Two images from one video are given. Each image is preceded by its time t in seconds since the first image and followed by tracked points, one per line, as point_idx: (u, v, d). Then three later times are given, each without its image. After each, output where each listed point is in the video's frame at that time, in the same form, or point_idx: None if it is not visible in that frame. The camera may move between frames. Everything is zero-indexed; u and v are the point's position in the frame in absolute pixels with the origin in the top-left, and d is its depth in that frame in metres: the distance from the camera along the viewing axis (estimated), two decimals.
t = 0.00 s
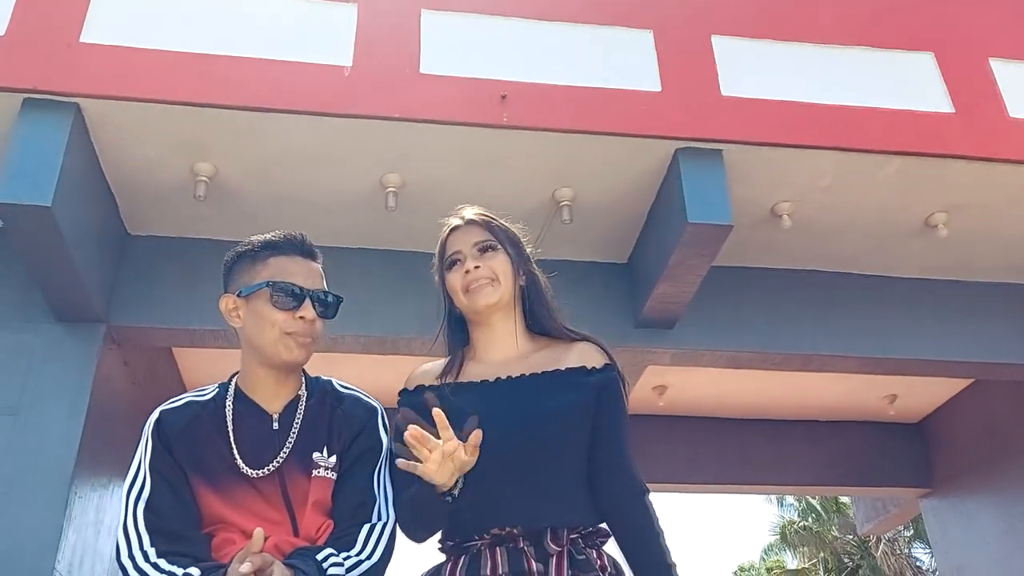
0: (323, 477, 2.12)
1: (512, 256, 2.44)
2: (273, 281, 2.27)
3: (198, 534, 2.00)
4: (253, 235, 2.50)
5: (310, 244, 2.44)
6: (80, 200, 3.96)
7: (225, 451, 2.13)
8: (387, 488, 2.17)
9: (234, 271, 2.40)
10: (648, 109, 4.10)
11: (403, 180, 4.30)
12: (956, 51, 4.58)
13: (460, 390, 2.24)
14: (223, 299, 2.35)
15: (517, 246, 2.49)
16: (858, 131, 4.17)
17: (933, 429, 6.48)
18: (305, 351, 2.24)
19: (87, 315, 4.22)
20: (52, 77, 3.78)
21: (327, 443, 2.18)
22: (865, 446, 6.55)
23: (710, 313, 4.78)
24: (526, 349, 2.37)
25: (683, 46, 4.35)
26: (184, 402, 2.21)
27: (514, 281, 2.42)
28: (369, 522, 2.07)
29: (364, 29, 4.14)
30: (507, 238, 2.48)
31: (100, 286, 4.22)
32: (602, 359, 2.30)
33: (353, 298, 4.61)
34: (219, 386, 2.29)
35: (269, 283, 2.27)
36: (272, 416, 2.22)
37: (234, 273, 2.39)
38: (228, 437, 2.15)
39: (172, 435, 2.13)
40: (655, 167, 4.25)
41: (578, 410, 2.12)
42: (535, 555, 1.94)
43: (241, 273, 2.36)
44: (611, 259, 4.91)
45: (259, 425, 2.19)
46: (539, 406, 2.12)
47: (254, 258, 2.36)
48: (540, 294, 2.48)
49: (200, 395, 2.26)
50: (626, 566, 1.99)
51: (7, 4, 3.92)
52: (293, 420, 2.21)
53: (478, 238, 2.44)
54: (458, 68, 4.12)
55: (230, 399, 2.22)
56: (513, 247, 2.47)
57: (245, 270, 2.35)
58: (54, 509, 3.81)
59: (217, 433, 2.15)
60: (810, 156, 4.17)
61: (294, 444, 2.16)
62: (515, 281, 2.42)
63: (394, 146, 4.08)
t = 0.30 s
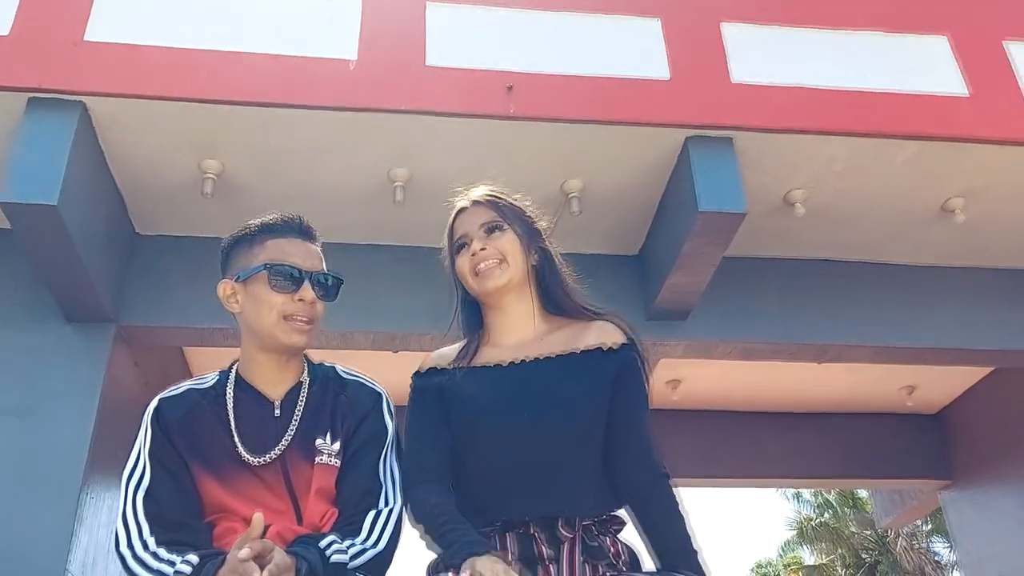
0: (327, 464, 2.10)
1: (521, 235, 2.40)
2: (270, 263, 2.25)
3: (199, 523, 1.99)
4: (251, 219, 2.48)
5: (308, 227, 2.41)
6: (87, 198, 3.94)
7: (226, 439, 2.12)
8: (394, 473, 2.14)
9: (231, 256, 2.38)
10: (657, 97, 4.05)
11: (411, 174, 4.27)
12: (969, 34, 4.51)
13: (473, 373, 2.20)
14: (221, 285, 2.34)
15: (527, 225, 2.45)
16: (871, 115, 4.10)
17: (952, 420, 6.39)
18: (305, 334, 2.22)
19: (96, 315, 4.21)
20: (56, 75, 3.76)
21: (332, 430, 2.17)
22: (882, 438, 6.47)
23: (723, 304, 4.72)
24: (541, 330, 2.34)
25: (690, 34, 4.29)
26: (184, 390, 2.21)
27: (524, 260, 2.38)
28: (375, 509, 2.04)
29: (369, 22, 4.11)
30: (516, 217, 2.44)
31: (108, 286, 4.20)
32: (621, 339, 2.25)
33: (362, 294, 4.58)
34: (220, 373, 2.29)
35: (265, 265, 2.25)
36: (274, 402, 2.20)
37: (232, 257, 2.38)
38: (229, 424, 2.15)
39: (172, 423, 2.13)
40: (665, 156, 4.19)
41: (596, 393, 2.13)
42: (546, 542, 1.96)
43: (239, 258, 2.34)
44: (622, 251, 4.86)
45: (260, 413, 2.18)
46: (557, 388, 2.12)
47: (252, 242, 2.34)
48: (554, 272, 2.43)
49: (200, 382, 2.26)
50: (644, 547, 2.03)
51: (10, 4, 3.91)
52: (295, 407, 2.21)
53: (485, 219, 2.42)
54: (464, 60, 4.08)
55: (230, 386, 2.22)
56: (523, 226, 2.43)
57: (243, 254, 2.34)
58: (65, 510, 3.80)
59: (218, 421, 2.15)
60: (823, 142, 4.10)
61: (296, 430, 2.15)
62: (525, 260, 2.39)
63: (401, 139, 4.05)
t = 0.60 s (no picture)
0: (328, 446, 2.06)
1: (535, 210, 2.36)
2: (269, 240, 2.22)
3: (196, 507, 1.97)
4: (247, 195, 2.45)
5: (306, 202, 2.38)
6: (96, 195, 3.93)
7: (225, 422, 2.09)
8: (398, 456, 2.08)
9: (229, 234, 2.36)
10: (671, 84, 3.98)
11: (421, 167, 4.22)
12: (989, 16, 4.42)
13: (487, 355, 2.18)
14: (218, 264, 2.31)
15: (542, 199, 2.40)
16: (889, 100, 4.02)
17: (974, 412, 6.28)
18: (306, 311, 2.19)
19: (107, 313, 4.19)
20: (64, 72, 3.74)
21: (334, 412, 2.13)
22: (904, 432, 6.36)
23: (740, 296, 4.65)
24: (559, 308, 2.30)
25: (703, 20, 4.23)
26: (181, 371, 2.18)
27: (539, 235, 2.34)
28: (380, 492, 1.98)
29: (378, 14, 4.07)
30: (529, 191, 2.39)
31: (119, 283, 4.18)
32: (641, 308, 2.20)
33: (374, 288, 4.54)
34: (218, 356, 2.26)
35: (263, 243, 2.22)
36: (275, 383, 2.17)
37: (230, 235, 2.35)
38: (228, 407, 2.11)
39: (169, 406, 2.10)
40: (679, 145, 4.12)
41: (617, 366, 2.07)
42: (559, 525, 1.93)
43: (237, 236, 2.32)
44: (636, 242, 4.80)
45: (260, 395, 2.14)
46: (576, 365, 2.07)
47: (249, 219, 2.31)
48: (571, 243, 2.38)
49: (198, 364, 2.22)
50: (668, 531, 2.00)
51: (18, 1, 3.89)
52: (295, 392, 2.16)
53: (497, 196, 2.37)
54: (473, 49, 4.03)
55: (229, 367, 2.19)
56: (537, 200, 2.38)
57: (241, 231, 2.31)
58: (77, 508, 3.78)
59: (216, 403, 2.12)
60: (840, 128, 4.02)
61: (297, 412, 2.12)
62: (540, 235, 2.34)
63: (410, 131, 4.00)
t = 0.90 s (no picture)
0: (328, 430, 2.02)
1: (550, 189, 2.30)
2: (271, 219, 2.20)
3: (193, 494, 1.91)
4: (245, 172, 2.43)
5: (307, 178, 2.37)
6: (107, 190, 3.91)
7: (224, 405, 2.05)
8: (401, 440, 2.03)
9: (227, 212, 2.34)
10: (685, 73, 3.92)
11: (432, 160, 4.17)
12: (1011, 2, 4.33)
13: (500, 342, 2.15)
14: (217, 244, 2.28)
15: (559, 178, 2.34)
16: (909, 87, 3.94)
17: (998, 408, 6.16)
18: (312, 291, 2.17)
19: (119, 309, 4.17)
20: (74, 67, 3.73)
21: (335, 395, 2.09)
22: (926, 428, 6.25)
23: (757, 288, 4.58)
24: (578, 290, 2.24)
25: (717, 8, 4.16)
26: (179, 353, 2.14)
27: (556, 215, 2.28)
28: (382, 477, 1.92)
29: (388, 5, 4.03)
30: (546, 171, 2.33)
31: (131, 279, 4.16)
32: (661, 281, 2.14)
33: (386, 284, 4.49)
34: (216, 338, 2.22)
35: (265, 221, 2.20)
36: (274, 366, 2.14)
37: (227, 214, 2.33)
38: (227, 390, 2.07)
39: (164, 389, 2.05)
40: (694, 136, 4.06)
41: (634, 342, 2.03)
42: (566, 511, 1.90)
43: (236, 214, 2.30)
44: (651, 235, 4.73)
45: (260, 378, 2.11)
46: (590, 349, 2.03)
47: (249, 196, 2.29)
48: (589, 220, 2.33)
49: (196, 347, 2.19)
50: (681, 516, 1.95)
51: None
52: (295, 376, 2.13)
53: (513, 175, 2.32)
54: (484, 40, 3.99)
55: (228, 348, 2.16)
56: (553, 179, 2.32)
57: (240, 209, 2.29)
58: (91, 507, 3.77)
59: (215, 385, 2.08)
60: (858, 116, 3.94)
61: (297, 395, 2.09)
62: (557, 215, 2.28)
63: (421, 123, 3.96)
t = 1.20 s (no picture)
0: (334, 414, 1.97)
1: (576, 166, 2.23)
2: (291, 200, 2.18)
3: (196, 482, 1.91)
4: (243, 148, 2.37)
5: (313, 156, 2.34)
6: (125, 187, 3.91)
7: (227, 391, 2.02)
8: (409, 427, 1.99)
9: (231, 192, 2.28)
10: (705, 61, 3.85)
11: (449, 154, 4.12)
12: None
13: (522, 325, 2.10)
14: (225, 227, 2.23)
15: (586, 153, 2.27)
16: (935, 73, 3.86)
17: None
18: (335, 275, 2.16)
19: (137, 307, 4.17)
20: (90, 63, 3.72)
21: (341, 378, 2.04)
22: (956, 425, 6.12)
23: (780, 281, 4.50)
24: (605, 270, 2.17)
25: None
26: (180, 338, 2.13)
27: (582, 193, 2.21)
28: (387, 462, 1.89)
29: None
30: (571, 147, 2.27)
31: (150, 276, 4.15)
32: (688, 254, 2.04)
33: (404, 280, 4.46)
34: (219, 323, 2.19)
35: (285, 202, 2.17)
36: (278, 350, 2.09)
37: (232, 194, 2.28)
38: (230, 376, 2.03)
39: (165, 374, 2.04)
40: (715, 126, 3.98)
41: (658, 322, 1.96)
42: (582, 498, 1.83)
43: (244, 194, 2.25)
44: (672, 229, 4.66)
45: (262, 363, 2.06)
46: (614, 328, 1.97)
47: (259, 176, 2.25)
48: (617, 197, 2.25)
49: (198, 332, 2.16)
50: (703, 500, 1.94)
51: None
52: (298, 360, 2.07)
53: (538, 153, 2.26)
54: (501, 31, 3.94)
55: (231, 332, 2.12)
56: (580, 156, 2.26)
57: (249, 189, 2.25)
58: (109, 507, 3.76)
59: (218, 371, 2.05)
60: (883, 103, 3.86)
61: (302, 378, 2.03)
62: (583, 193, 2.21)
63: (438, 117, 3.91)
